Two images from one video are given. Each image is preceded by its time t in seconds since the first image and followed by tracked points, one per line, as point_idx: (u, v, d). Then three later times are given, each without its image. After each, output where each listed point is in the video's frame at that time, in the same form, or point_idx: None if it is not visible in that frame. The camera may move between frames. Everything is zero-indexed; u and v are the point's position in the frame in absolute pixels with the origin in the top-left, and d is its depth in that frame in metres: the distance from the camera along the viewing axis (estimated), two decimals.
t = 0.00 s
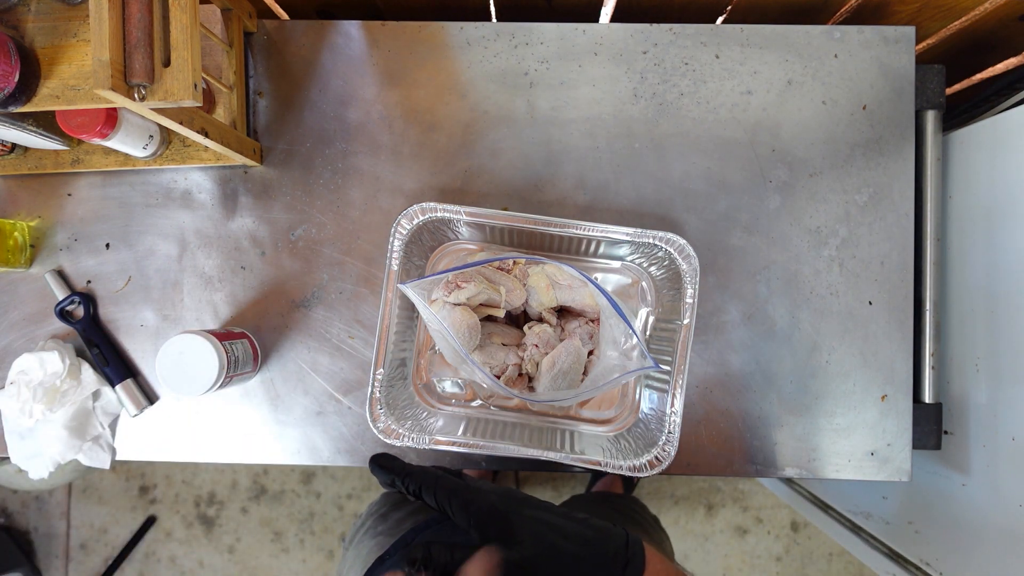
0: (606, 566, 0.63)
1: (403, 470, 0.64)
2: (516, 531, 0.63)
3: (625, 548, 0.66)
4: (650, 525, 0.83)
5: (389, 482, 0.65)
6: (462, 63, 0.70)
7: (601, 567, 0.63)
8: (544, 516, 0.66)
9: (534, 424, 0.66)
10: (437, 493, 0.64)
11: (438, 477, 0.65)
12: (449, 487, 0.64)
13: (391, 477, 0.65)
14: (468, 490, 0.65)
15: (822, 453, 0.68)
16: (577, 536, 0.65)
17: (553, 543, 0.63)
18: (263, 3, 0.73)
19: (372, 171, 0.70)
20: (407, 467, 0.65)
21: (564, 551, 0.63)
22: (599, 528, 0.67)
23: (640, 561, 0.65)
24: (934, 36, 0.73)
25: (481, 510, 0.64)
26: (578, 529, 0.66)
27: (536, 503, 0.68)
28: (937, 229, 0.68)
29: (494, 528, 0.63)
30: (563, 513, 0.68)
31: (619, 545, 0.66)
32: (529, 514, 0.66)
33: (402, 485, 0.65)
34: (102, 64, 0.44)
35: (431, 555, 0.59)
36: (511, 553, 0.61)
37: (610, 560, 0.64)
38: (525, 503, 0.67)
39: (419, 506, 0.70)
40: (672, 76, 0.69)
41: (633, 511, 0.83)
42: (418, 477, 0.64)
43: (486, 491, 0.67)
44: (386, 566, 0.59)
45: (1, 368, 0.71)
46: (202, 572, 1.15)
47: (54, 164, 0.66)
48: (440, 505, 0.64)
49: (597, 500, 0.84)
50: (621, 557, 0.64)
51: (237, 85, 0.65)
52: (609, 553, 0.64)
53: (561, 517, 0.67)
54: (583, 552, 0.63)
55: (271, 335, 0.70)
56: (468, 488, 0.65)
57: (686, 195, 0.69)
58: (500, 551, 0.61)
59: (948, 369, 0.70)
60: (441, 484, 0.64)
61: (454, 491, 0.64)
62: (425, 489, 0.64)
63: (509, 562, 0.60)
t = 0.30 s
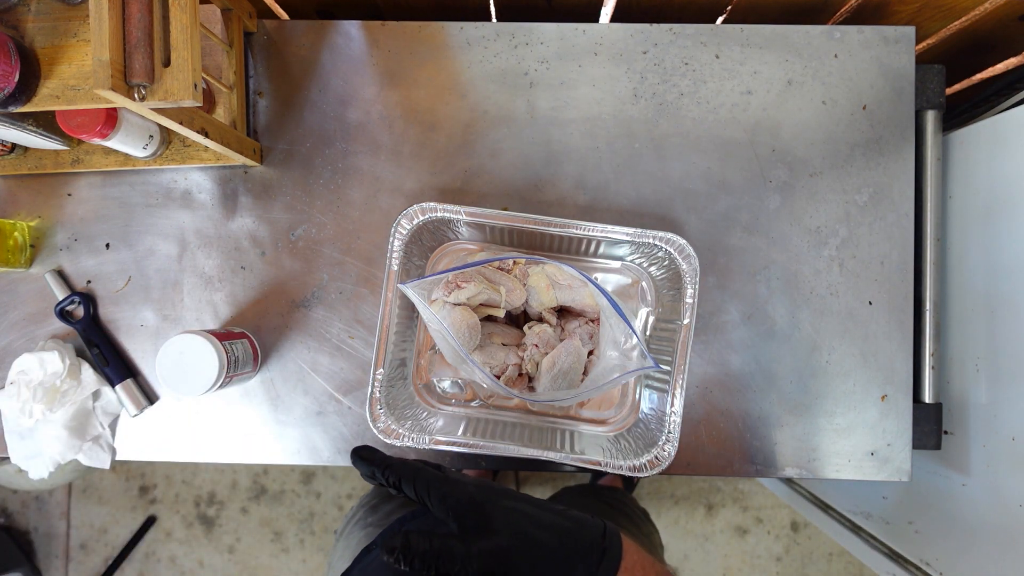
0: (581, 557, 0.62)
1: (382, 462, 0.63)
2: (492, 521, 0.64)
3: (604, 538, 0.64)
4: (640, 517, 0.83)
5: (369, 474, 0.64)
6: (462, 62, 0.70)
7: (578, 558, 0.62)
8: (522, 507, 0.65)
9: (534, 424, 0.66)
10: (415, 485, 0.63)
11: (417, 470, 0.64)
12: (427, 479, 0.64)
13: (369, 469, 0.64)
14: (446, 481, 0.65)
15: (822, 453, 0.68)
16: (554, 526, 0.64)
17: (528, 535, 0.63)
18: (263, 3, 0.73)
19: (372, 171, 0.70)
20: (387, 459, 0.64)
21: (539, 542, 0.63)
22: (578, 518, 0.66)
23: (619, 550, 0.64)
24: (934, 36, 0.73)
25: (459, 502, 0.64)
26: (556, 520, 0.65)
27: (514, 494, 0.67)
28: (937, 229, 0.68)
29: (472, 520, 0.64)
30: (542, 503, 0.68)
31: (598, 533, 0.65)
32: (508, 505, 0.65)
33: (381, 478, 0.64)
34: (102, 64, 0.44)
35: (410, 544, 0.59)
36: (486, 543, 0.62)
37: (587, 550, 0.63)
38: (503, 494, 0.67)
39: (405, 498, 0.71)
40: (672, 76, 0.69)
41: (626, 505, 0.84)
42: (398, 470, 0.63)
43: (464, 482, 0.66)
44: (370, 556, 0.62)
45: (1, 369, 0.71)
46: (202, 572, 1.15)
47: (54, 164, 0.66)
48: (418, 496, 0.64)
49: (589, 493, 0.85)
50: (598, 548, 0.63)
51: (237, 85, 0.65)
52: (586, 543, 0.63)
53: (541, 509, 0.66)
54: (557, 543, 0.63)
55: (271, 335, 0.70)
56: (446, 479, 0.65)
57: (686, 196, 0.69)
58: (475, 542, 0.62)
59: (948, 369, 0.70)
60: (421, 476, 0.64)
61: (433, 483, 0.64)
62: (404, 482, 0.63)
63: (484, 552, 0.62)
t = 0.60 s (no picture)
0: (573, 554, 0.62)
1: (374, 452, 0.64)
2: (484, 515, 0.63)
3: (595, 534, 0.64)
4: (636, 513, 0.83)
5: (361, 464, 0.65)
6: (462, 62, 0.70)
7: (569, 554, 0.62)
8: (514, 502, 0.65)
9: (534, 424, 0.66)
10: (406, 476, 0.64)
11: (408, 461, 0.65)
12: (419, 471, 0.64)
13: (362, 459, 0.65)
14: (438, 474, 0.64)
15: (822, 453, 0.68)
16: (545, 521, 0.64)
17: (519, 530, 0.63)
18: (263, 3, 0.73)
19: (372, 171, 0.70)
20: (379, 450, 0.65)
21: (531, 538, 0.62)
22: (570, 513, 0.66)
23: (611, 546, 0.64)
24: (934, 36, 0.73)
25: (450, 495, 0.62)
26: (548, 515, 0.64)
27: (507, 488, 0.66)
28: (937, 229, 0.68)
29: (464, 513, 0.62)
30: (535, 497, 0.67)
31: (589, 530, 0.64)
32: (500, 500, 0.64)
33: (373, 468, 0.65)
34: (102, 64, 0.44)
35: (400, 538, 0.56)
36: (477, 538, 0.61)
37: (579, 547, 0.63)
38: (496, 488, 0.66)
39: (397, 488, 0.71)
40: (672, 76, 0.69)
41: (623, 501, 0.83)
42: (389, 460, 0.64)
43: (456, 475, 0.65)
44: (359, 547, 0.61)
45: (1, 369, 0.71)
46: (202, 572, 1.15)
47: (54, 164, 0.66)
48: (409, 489, 0.64)
49: (586, 487, 0.85)
50: (589, 546, 0.63)
51: (237, 85, 0.65)
52: (577, 540, 0.63)
53: (533, 504, 0.65)
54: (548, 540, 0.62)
55: (271, 335, 0.70)
56: (438, 471, 0.64)
57: (686, 195, 0.69)
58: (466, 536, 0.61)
59: (948, 369, 0.70)
60: (412, 468, 0.64)
61: (425, 473, 0.63)
62: (395, 473, 0.64)
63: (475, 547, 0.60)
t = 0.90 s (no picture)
0: (572, 552, 0.61)
1: (374, 450, 0.66)
2: (481, 513, 0.61)
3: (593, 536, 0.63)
4: (635, 518, 0.83)
5: (361, 461, 0.67)
6: (462, 62, 0.70)
7: (568, 553, 0.61)
8: (511, 499, 0.63)
9: (534, 424, 0.66)
10: (404, 473, 0.65)
11: (406, 459, 0.66)
12: (416, 468, 0.65)
13: (363, 457, 0.66)
14: (437, 472, 0.65)
15: (822, 453, 0.68)
16: (543, 520, 0.63)
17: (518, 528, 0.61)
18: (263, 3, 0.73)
19: (372, 171, 0.70)
20: (379, 447, 0.66)
21: (531, 536, 0.61)
22: (568, 513, 0.65)
23: (607, 549, 0.63)
24: (934, 36, 0.73)
25: (448, 492, 0.62)
26: (546, 513, 0.63)
27: (504, 487, 0.66)
28: (937, 229, 0.68)
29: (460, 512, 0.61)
30: (534, 497, 0.66)
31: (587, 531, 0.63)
32: (498, 498, 0.63)
33: (373, 465, 0.66)
34: (102, 64, 0.44)
35: (398, 536, 0.57)
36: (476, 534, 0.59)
37: (578, 547, 0.61)
38: (493, 486, 0.65)
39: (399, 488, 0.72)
40: (672, 76, 0.69)
41: (622, 506, 0.84)
42: (388, 458, 0.65)
43: (456, 473, 0.65)
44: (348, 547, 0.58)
45: (1, 369, 0.71)
46: (202, 572, 1.15)
47: (54, 164, 0.66)
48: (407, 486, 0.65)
49: (586, 491, 0.85)
50: (587, 545, 0.62)
51: (237, 85, 0.65)
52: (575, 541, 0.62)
53: (531, 502, 0.64)
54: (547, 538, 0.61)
55: (271, 335, 0.70)
56: (437, 469, 0.65)
57: (686, 196, 0.69)
58: (464, 533, 0.59)
59: (948, 369, 0.70)
60: (409, 466, 0.65)
61: (423, 471, 0.64)
62: (393, 470, 0.65)
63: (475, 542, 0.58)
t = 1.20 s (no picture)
0: (569, 554, 0.63)
1: (372, 451, 0.65)
2: (480, 516, 0.64)
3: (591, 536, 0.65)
4: (636, 519, 0.83)
5: (359, 461, 0.66)
6: (462, 62, 0.70)
7: (566, 556, 0.63)
8: (510, 502, 0.66)
9: (534, 424, 0.66)
10: (403, 476, 0.66)
11: (405, 461, 0.67)
12: (416, 471, 0.66)
13: (361, 459, 0.66)
14: (436, 473, 0.65)
15: (822, 453, 0.68)
16: (542, 523, 0.65)
17: (516, 532, 0.64)
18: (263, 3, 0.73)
19: (372, 171, 0.71)
20: (378, 449, 0.66)
21: (529, 539, 0.63)
22: (568, 514, 0.66)
23: (606, 550, 0.64)
24: (934, 36, 0.73)
25: (447, 494, 0.64)
26: (544, 515, 0.65)
27: (504, 487, 0.68)
28: (937, 229, 0.68)
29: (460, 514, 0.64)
30: (534, 498, 0.68)
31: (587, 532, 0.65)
32: (498, 500, 0.66)
33: (371, 466, 0.66)
34: (102, 64, 0.44)
35: (395, 535, 0.60)
36: (474, 537, 0.63)
37: (577, 550, 0.63)
38: (493, 487, 0.67)
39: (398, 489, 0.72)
40: (672, 76, 0.69)
41: (623, 507, 0.84)
42: (386, 460, 0.66)
43: (455, 474, 0.66)
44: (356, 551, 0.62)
45: (1, 369, 0.71)
46: (202, 572, 1.15)
47: (54, 164, 0.66)
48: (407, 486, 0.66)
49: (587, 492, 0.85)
50: (586, 548, 0.64)
51: (237, 85, 0.65)
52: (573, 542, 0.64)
53: (530, 504, 0.66)
54: (544, 542, 0.63)
55: (271, 335, 0.70)
56: (435, 470, 0.65)
57: (686, 195, 0.69)
58: (463, 536, 0.62)
59: (948, 369, 0.70)
60: (409, 467, 0.66)
61: (422, 473, 0.65)
62: (393, 472, 0.66)
63: (471, 546, 0.62)
